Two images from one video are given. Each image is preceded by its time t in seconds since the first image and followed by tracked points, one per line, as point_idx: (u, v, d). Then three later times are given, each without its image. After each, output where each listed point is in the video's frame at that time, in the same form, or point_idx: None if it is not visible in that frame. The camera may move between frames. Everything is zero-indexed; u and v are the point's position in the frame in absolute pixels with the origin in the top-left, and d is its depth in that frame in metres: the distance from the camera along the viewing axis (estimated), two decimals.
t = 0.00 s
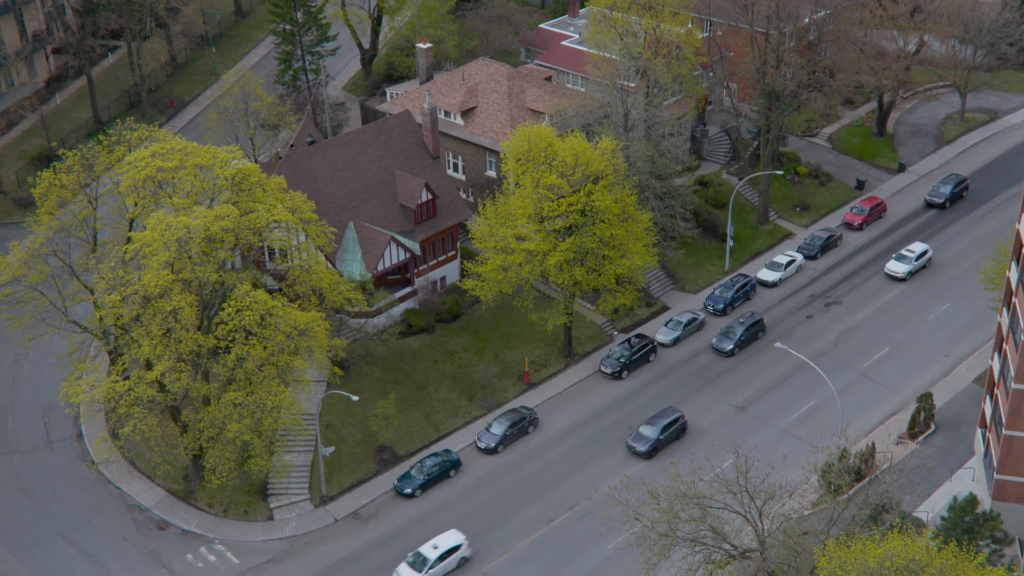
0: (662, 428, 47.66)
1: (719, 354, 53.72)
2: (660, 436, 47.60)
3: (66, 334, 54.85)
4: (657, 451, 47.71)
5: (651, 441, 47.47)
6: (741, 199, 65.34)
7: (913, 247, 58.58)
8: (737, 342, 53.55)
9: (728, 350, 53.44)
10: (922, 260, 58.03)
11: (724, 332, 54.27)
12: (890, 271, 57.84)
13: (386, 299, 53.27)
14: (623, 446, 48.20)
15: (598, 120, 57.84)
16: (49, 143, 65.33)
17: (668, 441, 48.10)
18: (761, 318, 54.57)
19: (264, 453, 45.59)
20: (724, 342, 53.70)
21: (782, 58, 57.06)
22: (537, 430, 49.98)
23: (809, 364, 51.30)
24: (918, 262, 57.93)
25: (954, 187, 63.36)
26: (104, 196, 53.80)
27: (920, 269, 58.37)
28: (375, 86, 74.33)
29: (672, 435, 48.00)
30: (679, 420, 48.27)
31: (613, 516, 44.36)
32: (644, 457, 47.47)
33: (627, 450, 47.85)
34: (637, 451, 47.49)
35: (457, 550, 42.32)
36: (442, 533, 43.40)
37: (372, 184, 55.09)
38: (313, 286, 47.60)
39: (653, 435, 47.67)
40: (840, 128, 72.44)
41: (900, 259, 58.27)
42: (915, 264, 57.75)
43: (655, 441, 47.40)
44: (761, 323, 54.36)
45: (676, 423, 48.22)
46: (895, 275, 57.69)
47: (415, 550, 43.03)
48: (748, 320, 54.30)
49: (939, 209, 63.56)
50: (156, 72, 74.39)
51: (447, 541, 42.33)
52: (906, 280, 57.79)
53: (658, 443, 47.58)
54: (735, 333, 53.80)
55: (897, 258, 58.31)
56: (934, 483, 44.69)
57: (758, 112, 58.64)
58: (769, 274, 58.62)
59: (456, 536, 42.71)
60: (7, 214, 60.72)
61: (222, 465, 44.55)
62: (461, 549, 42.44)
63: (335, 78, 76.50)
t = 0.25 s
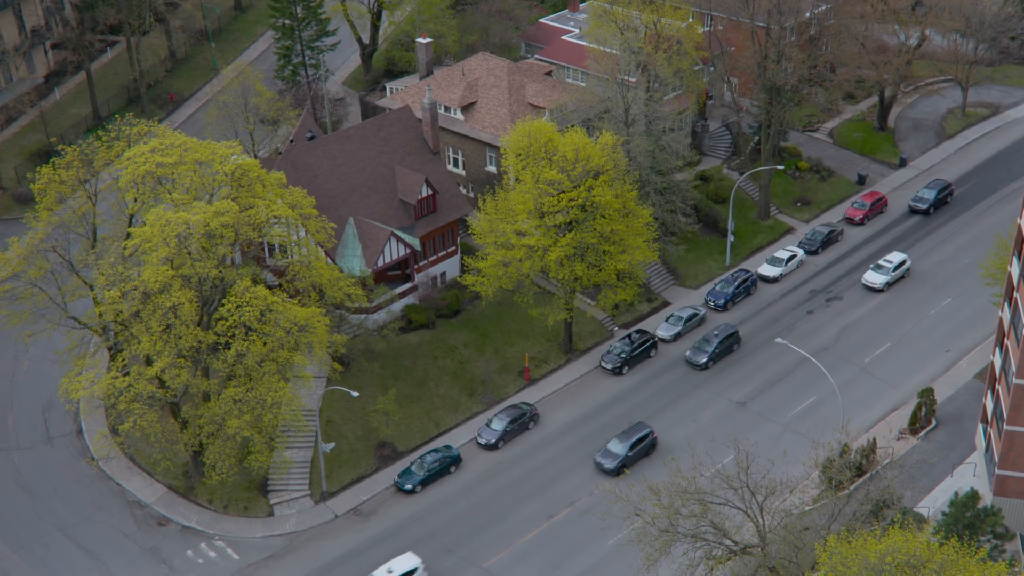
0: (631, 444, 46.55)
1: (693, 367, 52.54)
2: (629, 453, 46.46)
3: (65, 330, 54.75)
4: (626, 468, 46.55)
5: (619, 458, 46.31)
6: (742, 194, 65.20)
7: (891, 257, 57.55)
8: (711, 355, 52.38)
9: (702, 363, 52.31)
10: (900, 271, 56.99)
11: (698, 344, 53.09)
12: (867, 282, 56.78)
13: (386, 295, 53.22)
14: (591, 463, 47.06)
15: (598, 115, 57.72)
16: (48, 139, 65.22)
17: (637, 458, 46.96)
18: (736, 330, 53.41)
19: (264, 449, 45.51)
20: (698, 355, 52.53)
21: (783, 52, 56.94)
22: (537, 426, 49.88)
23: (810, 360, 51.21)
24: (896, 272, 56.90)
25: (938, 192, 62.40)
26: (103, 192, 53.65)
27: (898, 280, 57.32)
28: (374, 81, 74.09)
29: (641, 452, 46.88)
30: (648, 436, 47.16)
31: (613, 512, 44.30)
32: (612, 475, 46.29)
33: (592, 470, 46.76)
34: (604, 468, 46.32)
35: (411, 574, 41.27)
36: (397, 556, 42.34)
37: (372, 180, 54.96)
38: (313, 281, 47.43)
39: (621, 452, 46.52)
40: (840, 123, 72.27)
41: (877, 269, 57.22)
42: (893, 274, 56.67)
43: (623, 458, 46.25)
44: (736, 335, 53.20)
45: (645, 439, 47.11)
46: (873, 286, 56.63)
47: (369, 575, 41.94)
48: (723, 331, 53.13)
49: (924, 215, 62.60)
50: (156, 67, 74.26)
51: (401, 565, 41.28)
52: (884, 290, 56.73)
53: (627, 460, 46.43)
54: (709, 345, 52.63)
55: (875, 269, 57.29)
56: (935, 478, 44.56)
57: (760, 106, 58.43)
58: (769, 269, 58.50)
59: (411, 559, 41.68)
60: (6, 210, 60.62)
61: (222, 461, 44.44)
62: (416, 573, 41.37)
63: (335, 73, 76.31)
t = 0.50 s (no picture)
0: (596, 465, 45.44)
1: (664, 383, 51.55)
2: (595, 473, 45.35)
3: (65, 328, 54.71)
4: (592, 489, 45.44)
5: (585, 478, 45.22)
6: (742, 192, 65.16)
7: (867, 271, 56.56)
8: (682, 371, 51.38)
9: (673, 380, 51.30)
10: (875, 285, 55.99)
11: (669, 360, 52.07)
12: (842, 296, 55.73)
13: (386, 293, 53.22)
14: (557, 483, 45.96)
15: (598, 113, 57.67)
16: (47, 136, 65.17)
17: (603, 479, 45.83)
18: (709, 346, 52.41)
19: (265, 448, 45.48)
20: (669, 371, 51.52)
21: (783, 50, 56.94)
22: (537, 424, 49.84)
23: (810, 358, 51.19)
24: (872, 286, 55.90)
25: (920, 202, 61.70)
26: (102, 190, 53.58)
27: (874, 294, 56.32)
28: (374, 79, 74.02)
29: (608, 472, 45.77)
30: (615, 456, 46.04)
31: (613, 511, 44.27)
32: (578, 495, 45.18)
33: (561, 486, 45.86)
34: (570, 489, 45.21)
35: None
36: None
37: (372, 178, 54.93)
38: (313, 279, 47.39)
39: (587, 472, 45.41)
40: (841, 121, 72.21)
41: (853, 283, 56.24)
42: (869, 288, 55.68)
43: (589, 479, 45.14)
44: (708, 350, 52.20)
45: (613, 459, 46.02)
46: (848, 301, 55.59)
47: None
48: (695, 347, 52.12)
49: (906, 225, 61.88)
50: (155, 65, 74.22)
51: None
52: (859, 305, 55.70)
53: (592, 481, 45.31)
54: (681, 361, 51.60)
55: (850, 283, 56.28)
56: (935, 476, 44.52)
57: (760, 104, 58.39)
58: (769, 268, 58.48)
59: None
60: (5, 208, 60.57)
61: (222, 459, 44.40)
62: None
63: (335, 71, 76.24)
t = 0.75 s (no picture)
0: (561, 488, 44.38)
1: (635, 404, 50.48)
2: (559, 498, 44.27)
3: (65, 329, 54.70)
4: (556, 514, 44.38)
5: (549, 502, 44.14)
6: (742, 193, 65.17)
7: (843, 288, 55.42)
8: (653, 392, 50.26)
9: (643, 401, 50.21)
10: (851, 302, 54.84)
11: (639, 380, 50.97)
12: (817, 314, 54.55)
13: (385, 294, 53.26)
14: (520, 507, 44.88)
15: (598, 114, 57.66)
16: (47, 137, 65.18)
17: (568, 503, 44.76)
18: (681, 364, 51.32)
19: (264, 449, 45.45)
20: (639, 392, 50.43)
21: (783, 51, 56.97)
22: (537, 425, 49.81)
23: (810, 359, 51.18)
24: (848, 303, 54.75)
25: (901, 215, 60.82)
26: (102, 191, 53.56)
27: (849, 311, 55.17)
28: (374, 80, 74.00)
29: (573, 496, 44.72)
30: (580, 480, 44.98)
31: (613, 512, 44.26)
32: (542, 520, 44.08)
33: (524, 511, 44.75)
34: (533, 514, 44.11)
35: None
36: None
37: (372, 179, 54.92)
38: (313, 280, 47.36)
39: (552, 496, 44.34)
40: (841, 122, 72.21)
41: (828, 300, 55.09)
42: (844, 305, 54.55)
43: (553, 504, 44.05)
44: (680, 370, 51.12)
45: (578, 483, 44.95)
46: (823, 318, 54.42)
47: None
48: (666, 367, 51.02)
49: (886, 237, 61.04)
50: (155, 66, 74.23)
51: None
52: (835, 322, 54.57)
53: (557, 505, 44.25)
54: (651, 381, 50.49)
55: (825, 300, 55.12)
56: (935, 478, 44.50)
57: (760, 105, 58.37)
58: (769, 269, 58.48)
59: None
60: (5, 208, 60.55)
61: (222, 460, 44.38)
62: None
63: (335, 72, 76.25)
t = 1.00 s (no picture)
0: (524, 513, 43.26)
1: (604, 425, 49.41)
2: (521, 524, 43.14)
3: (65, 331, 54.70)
4: (518, 540, 43.24)
5: (511, 528, 43.01)
6: (741, 195, 65.18)
7: (816, 306, 54.42)
8: (622, 414, 49.20)
9: (611, 422, 49.14)
10: (825, 320, 53.83)
11: (609, 401, 49.92)
12: (791, 332, 53.52)
13: (385, 296, 53.32)
14: (482, 533, 43.72)
15: (598, 116, 57.68)
16: (46, 139, 65.18)
17: (530, 529, 43.64)
18: (652, 386, 50.30)
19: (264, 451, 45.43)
20: (608, 413, 49.39)
21: (782, 53, 56.99)
22: (537, 427, 49.79)
23: (809, 361, 51.19)
24: (821, 321, 53.73)
25: (881, 230, 59.98)
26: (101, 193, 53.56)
27: (823, 330, 54.11)
28: (374, 82, 74.01)
29: (536, 521, 43.60)
30: (543, 505, 43.87)
31: (612, 514, 44.26)
32: (503, 547, 42.94)
33: (486, 536, 43.60)
34: (495, 540, 42.96)
35: None
36: None
37: (371, 181, 54.92)
38: (312, 282, 47.33)
39: (514, 522, 43.20)
40: (840, 124, 72.23)
41: (801, 318, 54.07)
42: (818, 323, 53.54)
43: (514, 530, 42.91)
44: (650, 391, 50.10)
45: (541, 508, 43.84)
46: (796, 336, 53.32)
47: None
48: (636, 387, 49.99)
49: (866, 252, 60.16)
50: (155, 68, 74.26)
51: None
52: (808, 341, 53.46)
53: (519, 531, 43.11)
54: (621, 402, 49.45)
55: (798, 318, 54.10)
56: (935, 479, 44.48)
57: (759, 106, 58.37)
58: (769, 270, 58.49)
59: None
60: (4, 211, 60.54)
61: (222, 462, 44.36)
62: None
63: (334, 74, 76.27)
